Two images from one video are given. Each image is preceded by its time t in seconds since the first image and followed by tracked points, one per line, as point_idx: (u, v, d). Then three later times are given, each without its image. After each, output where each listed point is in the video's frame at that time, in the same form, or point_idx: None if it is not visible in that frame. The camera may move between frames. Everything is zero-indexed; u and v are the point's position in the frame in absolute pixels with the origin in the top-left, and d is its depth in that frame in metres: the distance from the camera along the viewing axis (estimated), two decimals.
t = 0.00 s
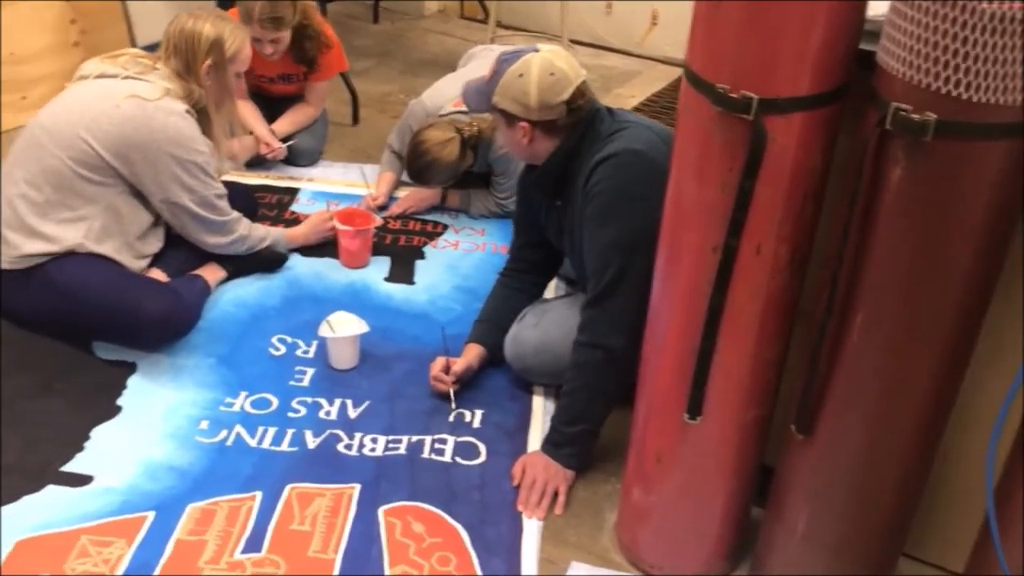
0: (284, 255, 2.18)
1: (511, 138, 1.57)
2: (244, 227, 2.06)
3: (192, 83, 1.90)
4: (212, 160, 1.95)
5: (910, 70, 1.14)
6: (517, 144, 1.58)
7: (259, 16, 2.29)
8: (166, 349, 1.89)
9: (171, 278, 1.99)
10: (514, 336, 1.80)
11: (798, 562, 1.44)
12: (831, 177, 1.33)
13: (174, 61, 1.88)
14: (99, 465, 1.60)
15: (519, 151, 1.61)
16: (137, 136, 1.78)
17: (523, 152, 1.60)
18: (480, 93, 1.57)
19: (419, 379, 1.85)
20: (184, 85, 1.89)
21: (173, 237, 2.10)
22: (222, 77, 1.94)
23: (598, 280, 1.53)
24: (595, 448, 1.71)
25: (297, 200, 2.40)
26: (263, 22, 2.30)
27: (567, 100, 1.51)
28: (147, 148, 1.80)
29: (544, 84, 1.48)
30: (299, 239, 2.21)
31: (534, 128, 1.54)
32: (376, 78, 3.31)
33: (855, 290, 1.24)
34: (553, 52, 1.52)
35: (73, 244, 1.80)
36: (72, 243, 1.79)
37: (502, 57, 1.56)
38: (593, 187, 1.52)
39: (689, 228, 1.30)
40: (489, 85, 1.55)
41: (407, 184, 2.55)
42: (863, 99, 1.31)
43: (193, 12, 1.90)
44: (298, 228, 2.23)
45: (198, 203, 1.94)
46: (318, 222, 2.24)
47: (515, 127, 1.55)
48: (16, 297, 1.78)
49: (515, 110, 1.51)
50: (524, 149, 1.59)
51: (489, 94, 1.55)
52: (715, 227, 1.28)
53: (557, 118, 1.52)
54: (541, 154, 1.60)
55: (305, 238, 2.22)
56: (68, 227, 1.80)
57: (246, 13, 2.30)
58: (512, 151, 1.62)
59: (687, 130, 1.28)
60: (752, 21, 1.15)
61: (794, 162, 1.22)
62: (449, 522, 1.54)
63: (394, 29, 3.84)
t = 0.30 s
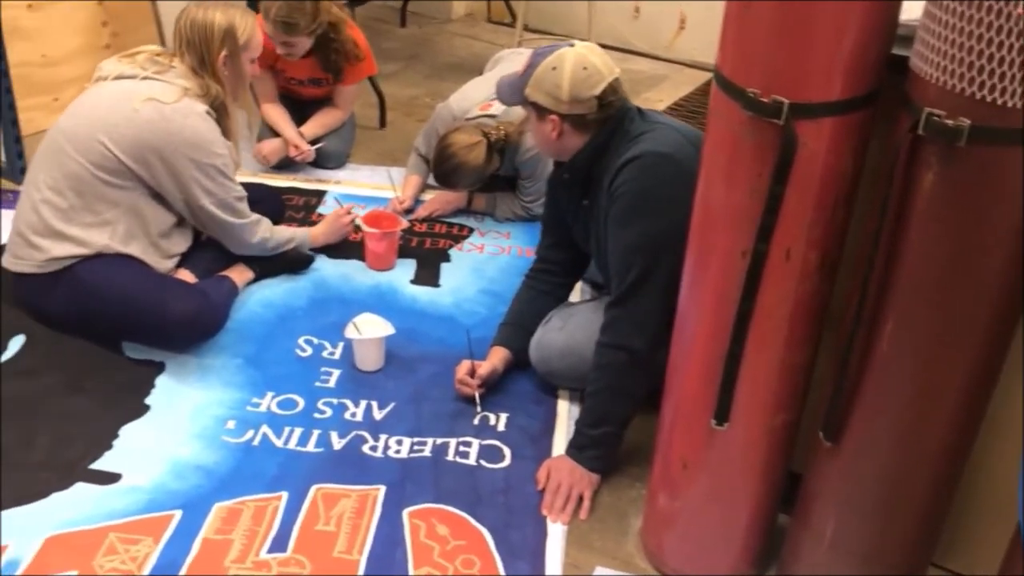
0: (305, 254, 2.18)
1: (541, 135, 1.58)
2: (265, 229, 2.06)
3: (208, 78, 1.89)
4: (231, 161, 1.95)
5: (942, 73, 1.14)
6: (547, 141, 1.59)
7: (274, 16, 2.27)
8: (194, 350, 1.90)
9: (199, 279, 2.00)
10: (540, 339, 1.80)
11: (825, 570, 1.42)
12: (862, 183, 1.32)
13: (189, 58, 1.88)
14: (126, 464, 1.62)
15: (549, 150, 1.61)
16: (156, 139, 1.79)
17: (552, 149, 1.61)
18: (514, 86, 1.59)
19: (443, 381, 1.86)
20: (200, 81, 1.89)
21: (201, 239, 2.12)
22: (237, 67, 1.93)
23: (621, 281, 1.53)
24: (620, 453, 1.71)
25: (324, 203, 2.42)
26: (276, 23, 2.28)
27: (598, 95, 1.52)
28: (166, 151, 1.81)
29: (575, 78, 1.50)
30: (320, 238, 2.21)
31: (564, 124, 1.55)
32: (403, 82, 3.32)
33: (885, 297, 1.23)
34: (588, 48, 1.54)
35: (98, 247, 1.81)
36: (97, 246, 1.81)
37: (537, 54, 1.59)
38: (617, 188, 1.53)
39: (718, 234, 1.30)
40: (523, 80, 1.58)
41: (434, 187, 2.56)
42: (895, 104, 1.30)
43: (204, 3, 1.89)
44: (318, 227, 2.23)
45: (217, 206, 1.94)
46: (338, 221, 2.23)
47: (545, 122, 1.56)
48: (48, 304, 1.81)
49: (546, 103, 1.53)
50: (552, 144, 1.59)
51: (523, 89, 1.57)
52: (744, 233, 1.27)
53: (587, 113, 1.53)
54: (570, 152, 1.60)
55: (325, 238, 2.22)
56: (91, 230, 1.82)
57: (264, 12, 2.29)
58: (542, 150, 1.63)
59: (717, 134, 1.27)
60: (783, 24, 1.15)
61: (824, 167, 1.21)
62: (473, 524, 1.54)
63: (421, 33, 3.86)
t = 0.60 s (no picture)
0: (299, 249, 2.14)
1: (559, 133, 1.59)
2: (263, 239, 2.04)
3: (212, 72, 1.88)
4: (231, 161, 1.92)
5: (963, 76, 1.14)
6: (564, 140, 1.59)
7: (292, 17, 2.28)
8: (214, 352, 1.91)
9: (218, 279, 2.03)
10: (557, 340, 1.80)
11: None
12: (882, 187, 1.31)
13: (191, 51, 1.86)
14: (146, 462, 1.63)
15: (565, 149, 1.62)
16: (152, 140, 1.79)
17: (570, 148, 1.61)
18: (535, 83, 1.60)
19: (460, 383, 1.86)
20: (203, 77, 1.87)
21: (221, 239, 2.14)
22: (243, 60, 1.91)
23: (636, 281, 1.53)
24: (636, 456, 1.71)
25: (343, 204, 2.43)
26: (293, 24, 2.28)
27: (618, 95, 1.53)
28: (162, 151, 1.80)
29: (596, 76, 1.51)
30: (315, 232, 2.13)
31: (583, 122, 1.55)
32: (422, 84, 3.33)
33: (906, 301, 1.22)
34: (609, 47, 1.55)
35: (114, 249, 1.86)
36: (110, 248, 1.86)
37: (559, 51, 1.60)
38: (633, 188, 1.53)
39: (736, 237, 1.29)
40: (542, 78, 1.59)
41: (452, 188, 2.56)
42: (916, 108, 1.29)
43: None
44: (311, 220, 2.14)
45: (216, 210, 1.90)
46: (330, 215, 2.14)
47: (563, 120, 1.56)
48: (65, 303, 1.87)
49: (566, 101, 1.54)
50: (571, 143, 1.59)
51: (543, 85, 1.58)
52: (763, 236, 1.26)
53: (607, 112, 1.54)
54: (587, 152, 1.61)
55: (321, 232, 2.14)
56: (100, 231, 1.85)
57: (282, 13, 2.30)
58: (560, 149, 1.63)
59: (736, 137, 1.27)
60: (803, 27, 1.14)
61: (843, 171, 1.21)
62: (489, 526, 1.54)
63: (441, 36, 3.87)
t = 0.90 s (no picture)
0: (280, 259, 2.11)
1: (578, 135, 1.59)
2: (239, 248, 2.01)
3: (210, 71, 1.87)
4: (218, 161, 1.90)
5: (979, 79, 1.14)
6: (583, 142, 1.60)
7: (307, 20, 2.30)
8: (230, 353, 1.93)
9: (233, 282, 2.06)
10: (572, 342, 1.80)
11: None
12: (900, 191, 1.31)
13: (192, 48, 1.84)
14: (163, 462, 1.64)
15: (584, 151, 1.62)
16: (135, 141, 1.79)
17: (588, 149, 1.61)
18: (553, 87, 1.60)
19: (475, 385, 1.86)
20: (199, 75, 1.86)
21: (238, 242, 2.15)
22: (247, 55, 1.91)
23: (652, 285, 1.53)
24: (651, 459, 1.70)
25: (359, 207, 2.44)
26: (308, 26, 2.30)
27: (636, 97, 1.53)
28: (144, 152, 1.80)
29: (614, 78, 1.51)
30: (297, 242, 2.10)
31: (601, 124, 1.55)
32: (438, 87, 3.34)
33: (923, 306, 1.22)
34: (629, 49, 1.56)
35: (125, 253, 1.88)
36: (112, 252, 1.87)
37: (579, 53, 1.61)
38: (651, 192, 1.53)
39: (753, 241, 1.29)
40: (562, 81, 1.60)
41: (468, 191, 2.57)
42: (935, 112, 1.29)
43: None
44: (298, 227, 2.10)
45: (197, 213, 1.88)
46: (312, 227, 2.10)
47: (582, 122, 1.57)
48: (78, 306, 1.89)
49: (585, 103, 1.54)
50: (590, 145, 1.60)
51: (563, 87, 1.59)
52: (780, 240, 1.26)
53: (625, 114, 1.54)
54: (605, 154, 1.61)
55: (304, 241, 2.10)
56: (102, 235, 1.87)
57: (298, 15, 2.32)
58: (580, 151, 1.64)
59: (754, 140, 1.27)
60: (822, 31, 1.14)
61: (861, 174, 1.20)
62: (504, 529, 1.54)
63: (457, 39, 3.88)
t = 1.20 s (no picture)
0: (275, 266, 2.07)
1: (596, 136, 1.59)
2: (232, 255, 1.98)
3: (204, 66, 1.84)
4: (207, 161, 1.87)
5: (1003, 81, 1.13)
6: (600, 143, 1.60)
7: (326, 19, 2.31)
8: (249, 352, 1.94)
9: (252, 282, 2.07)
10: (589, 344, 1.80)
11: None
12: (922, 193, 1.30)
13: (187, 42, 1.81)
14: (182, 460, 1.65)
15: (600, 152, 1.63)
16: (125, 146, 1.79)
17: (605, 150, 1.61)
18: (571, 88, 1.61)
19: (492, 386, 1.86)
20: (192, 71, 1.83)
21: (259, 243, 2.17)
22: (243, 51, 1.89)
23: (669, 286, 1.53)
24: (667, 461, 1.70)
25: (376, 208, 2.45)
26: (327, 25, 2.31)
27: (655, 98, 1.53)
28: (134, 157, 1.80)
29: (634, 79, 1.52)
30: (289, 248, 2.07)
31: (620, 125, 1.56)
32: (457, 89, 3.35)
33: (944, 309, 1.21)
34: (647, 50, 1.56)
35: (135, 255, 1.90)
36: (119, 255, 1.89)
37: (595, 55, 1.61)
38: (668, 194, 1.53)
39: (772, 243, 1.29)
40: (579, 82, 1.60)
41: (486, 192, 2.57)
42: (957, 114, 1.28)
43: None
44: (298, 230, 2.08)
45: (189, 217, 1.87)
46: (304, 235, 2.08)
47: (600, 122, 1.57)
48: (96, 306, 1.90)
49: (604, 103, 1.54)
50: (607, 146, 1.60)
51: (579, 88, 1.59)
52: (800, 242, 1.26)
53: (644, 114, 1.54)
54: (621, 155, 1.61)
55: (296, 245, 2.08)
56: (108, 240, 1.89)
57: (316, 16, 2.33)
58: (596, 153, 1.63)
59: (774, 142, 1.26)
60: (842, 32, 1.14)
61: (882, 177, 1.20)
62: (521, 530, 1.54)
63: (475, 41, 3.89)
